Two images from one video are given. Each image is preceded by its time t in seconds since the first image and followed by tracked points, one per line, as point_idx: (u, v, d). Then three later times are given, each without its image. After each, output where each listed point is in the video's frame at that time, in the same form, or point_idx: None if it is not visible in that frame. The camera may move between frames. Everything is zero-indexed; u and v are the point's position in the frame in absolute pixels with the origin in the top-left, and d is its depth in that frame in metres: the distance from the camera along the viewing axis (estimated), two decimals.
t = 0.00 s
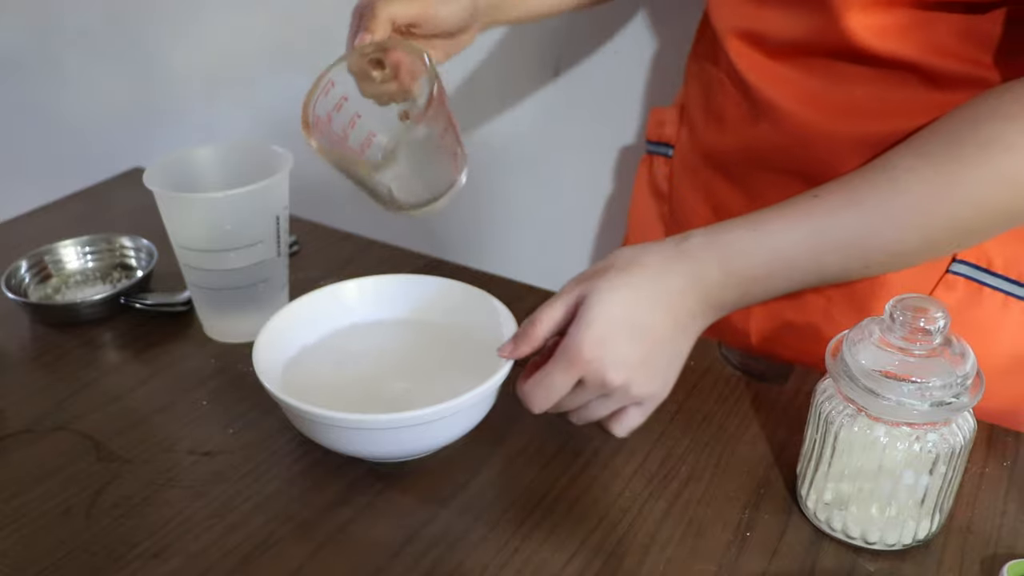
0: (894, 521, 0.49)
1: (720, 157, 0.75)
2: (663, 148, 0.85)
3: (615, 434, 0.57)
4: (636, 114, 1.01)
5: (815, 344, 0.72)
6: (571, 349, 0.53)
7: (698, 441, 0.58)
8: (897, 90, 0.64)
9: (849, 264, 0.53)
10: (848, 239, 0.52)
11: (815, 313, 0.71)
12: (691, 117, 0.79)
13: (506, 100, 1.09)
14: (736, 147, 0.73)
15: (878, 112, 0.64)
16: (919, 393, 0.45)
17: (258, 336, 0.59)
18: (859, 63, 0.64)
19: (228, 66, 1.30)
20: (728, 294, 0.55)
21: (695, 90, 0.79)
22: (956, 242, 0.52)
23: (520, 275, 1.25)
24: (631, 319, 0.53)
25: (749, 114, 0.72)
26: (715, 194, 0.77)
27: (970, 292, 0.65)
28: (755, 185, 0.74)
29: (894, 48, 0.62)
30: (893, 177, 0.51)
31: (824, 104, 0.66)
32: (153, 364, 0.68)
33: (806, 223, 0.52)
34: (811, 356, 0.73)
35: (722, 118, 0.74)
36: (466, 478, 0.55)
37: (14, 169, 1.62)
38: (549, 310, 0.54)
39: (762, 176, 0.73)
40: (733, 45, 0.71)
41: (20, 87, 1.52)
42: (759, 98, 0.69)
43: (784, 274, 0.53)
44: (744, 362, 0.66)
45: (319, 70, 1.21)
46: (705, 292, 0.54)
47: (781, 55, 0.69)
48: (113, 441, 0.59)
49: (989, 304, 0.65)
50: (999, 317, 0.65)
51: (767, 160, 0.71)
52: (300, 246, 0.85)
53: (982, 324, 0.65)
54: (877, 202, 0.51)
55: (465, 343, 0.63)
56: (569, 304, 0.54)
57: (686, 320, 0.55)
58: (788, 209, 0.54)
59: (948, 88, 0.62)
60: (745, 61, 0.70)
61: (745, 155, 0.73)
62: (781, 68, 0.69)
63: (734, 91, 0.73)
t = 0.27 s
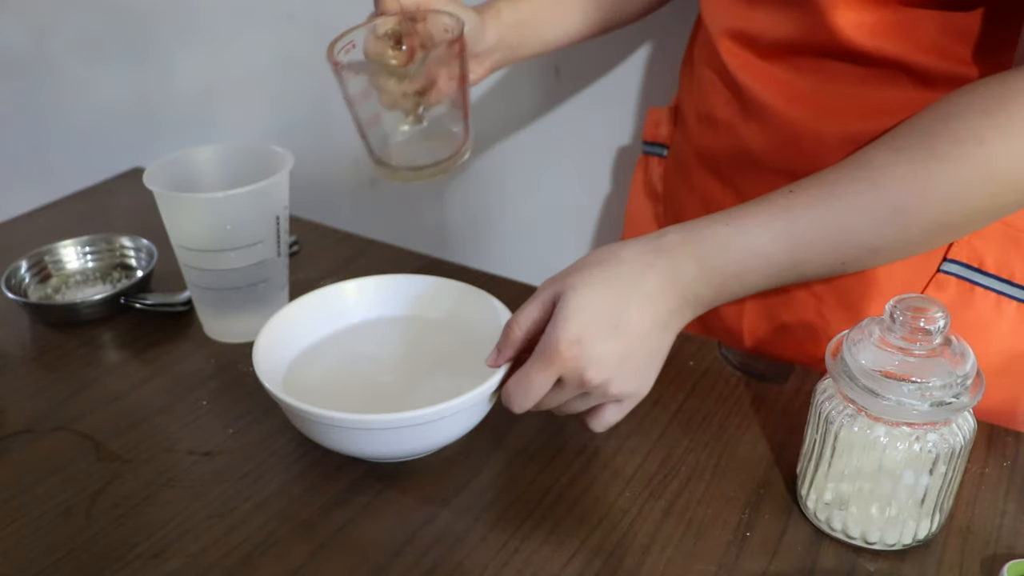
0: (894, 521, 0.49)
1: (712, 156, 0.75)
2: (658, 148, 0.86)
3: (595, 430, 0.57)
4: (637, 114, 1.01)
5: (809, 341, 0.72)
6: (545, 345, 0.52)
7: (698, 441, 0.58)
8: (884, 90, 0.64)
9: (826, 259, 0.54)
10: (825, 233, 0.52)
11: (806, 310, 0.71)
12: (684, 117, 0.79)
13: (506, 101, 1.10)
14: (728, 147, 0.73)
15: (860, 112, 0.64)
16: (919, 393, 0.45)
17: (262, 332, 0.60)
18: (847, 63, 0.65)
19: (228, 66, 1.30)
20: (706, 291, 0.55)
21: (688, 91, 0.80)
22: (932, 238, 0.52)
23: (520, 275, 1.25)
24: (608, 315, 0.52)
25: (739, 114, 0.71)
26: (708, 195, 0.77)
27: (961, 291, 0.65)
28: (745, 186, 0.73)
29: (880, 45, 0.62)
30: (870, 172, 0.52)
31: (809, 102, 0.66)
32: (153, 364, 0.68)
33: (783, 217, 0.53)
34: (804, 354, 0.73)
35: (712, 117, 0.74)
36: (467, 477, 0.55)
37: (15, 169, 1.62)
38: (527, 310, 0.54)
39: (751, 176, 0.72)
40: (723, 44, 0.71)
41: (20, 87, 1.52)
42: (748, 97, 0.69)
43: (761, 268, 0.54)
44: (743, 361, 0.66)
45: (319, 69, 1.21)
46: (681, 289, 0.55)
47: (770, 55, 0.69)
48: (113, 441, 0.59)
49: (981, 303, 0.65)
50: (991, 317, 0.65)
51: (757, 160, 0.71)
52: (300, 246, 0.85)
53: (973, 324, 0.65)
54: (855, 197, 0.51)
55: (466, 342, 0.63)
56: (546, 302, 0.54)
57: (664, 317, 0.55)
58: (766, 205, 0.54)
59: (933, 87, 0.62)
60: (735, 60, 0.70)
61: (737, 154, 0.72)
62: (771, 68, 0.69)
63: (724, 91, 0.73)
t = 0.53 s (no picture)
0: (894, 521, 0.49)
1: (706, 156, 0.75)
2: (652, 149, 0.86)
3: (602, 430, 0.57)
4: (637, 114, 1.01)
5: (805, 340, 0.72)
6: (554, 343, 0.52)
7: (698, 441, 0.58)
8: (876, 89, 0.64)
9: (830, 257, 0.54)
10: (830, 232, 0.52)
11: (802, 310, 0.71)
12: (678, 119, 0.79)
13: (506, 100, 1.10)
14: (722, 147, 0.73)
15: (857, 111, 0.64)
16: (919, 393, 0.45)
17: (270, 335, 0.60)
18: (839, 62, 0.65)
19: (228, 66, 1.30)
20: (712, 289, 0.55)
21: (681, 89, 0.79)
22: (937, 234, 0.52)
23: (520, 275, 1.25)
24: (616, 315, 0.53)
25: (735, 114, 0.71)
26: (702, 196, 0.77)
27: (955, 291, 0.65)
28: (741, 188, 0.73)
29: (872, 43, 0.62)
30: (876, 170, 0.51)
31: (803, 102, 0.66)
32: (153, 364, 0.68)
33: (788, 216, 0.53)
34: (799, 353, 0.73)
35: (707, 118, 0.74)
36: (467, 477, 0.55)
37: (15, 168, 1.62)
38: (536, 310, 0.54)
39: (744, 177, 0.72)
40: (717, 45, 0.71)
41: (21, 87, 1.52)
42: (743, 98, 0.69)
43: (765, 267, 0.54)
44: (743, 361, 0.66)
45: (319, 69, 1.21)
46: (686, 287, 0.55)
47: (765, 55, 0.69)
48: (113, 441, 0.59)
49: (976, 304, 0.65)
50: (988, 316, 0.65)
51: (751, 160, 0.71)
52: (300, 246, 0.85)
53: (970, 323, 0.65)
54: (860, 196, 0.51)
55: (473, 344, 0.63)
56: (555, 303, 0.54)
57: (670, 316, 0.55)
58: (770, 204, 0.54)
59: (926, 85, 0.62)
60: (729, 61, 0.71)
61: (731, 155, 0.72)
62: (765, 69, 0.69)
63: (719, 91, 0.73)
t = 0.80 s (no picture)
0: (894, 521, 0.49)
1: (706, 160, 0.75)
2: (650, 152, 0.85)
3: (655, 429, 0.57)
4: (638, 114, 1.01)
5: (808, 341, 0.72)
6: (612, 345, 0.51)
7: (698, 441, 0.58)
8: (880, 90, 0.64)
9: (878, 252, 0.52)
10: (880, 226, 0.50)
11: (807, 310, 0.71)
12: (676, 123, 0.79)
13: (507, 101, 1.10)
14: (722, 150, 0.73)
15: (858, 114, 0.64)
16: (919, 393, 0.45)
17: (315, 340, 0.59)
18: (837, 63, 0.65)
19: (228, 66, 1.30)
20: (762, 286, 0.53)
21: (679, 94, 0.79)
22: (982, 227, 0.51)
23: (520, 274, 1.25)
24: (671, 317, 0.51)
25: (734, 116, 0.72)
26: (703, 200, 0.77)
27: (960, 288, 0.65)
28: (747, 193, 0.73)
29: (874, 45, 0.62)
30: (919, 162, 0.50)
31: (806, 104, 0.66)
32: (153, 364, 0.68)
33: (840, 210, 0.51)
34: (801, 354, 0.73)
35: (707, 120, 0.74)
36: (467, 477, 0.55)
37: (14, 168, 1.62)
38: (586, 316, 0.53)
39: (746, 179, 0.72)
40: (714, 47, 0.72)
41: (21, 87, 1.52)
42: (744, 100, 0.69)
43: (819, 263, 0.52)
44: (743, 361, 0.66)
45: (319, 69, 1.21)
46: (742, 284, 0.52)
47: (764, 58, 0.69)
48: (113, 441, 0.59)
49: (980, 301, 0.64)
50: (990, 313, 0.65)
51: (753, 162, 0.71)
52: (300, 246, 0.85)
53: (970, 323, 0.65)
54: (906, 188, 0.50)
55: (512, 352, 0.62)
56: (605, 306, 0.53)
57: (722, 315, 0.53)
58: (817, 198, 0.52)
59: (930, 86, 0.62)
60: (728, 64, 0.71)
61: (733, 158, 0.72)
62: (765, 71, 0.69)
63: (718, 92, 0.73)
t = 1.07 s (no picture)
0: (893, 521, 0.49)
1: (717, 172, 0.75)
2: (655, 163, 0.85)
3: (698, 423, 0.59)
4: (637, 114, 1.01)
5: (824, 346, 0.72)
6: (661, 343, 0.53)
7: (698, 441, 0.58)
8: (893, 93, 0.64)
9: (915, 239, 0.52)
10: (917, 215, 0.51)
11: (825, 316, 0.71)
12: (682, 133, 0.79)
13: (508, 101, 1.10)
14: (733, 161, 0.73)
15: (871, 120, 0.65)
16: (919, 393, 0.45)
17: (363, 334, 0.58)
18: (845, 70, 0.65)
19: (229, 66, 1.30)
20: (802, 276, 0.54)
21: (684, 104, 0.79)
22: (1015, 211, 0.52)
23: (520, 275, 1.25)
24: (714, 313, 0.53)
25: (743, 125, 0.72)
26: (714, 210, 0.77)
27: (976, 285, 0.65)
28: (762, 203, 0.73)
29: (884, 52, 0.62)
30: (954, 151, 0.51)
31: (820, 111, 0.66)
32: (153, 364, 0.68)
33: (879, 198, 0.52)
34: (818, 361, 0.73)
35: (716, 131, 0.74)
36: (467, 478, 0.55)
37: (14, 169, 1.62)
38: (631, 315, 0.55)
39: (759, 189, 0.73)
40: (717, 57, 0.71)
41: (20, 88, 1.52)
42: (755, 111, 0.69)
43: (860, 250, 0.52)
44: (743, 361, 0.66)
45: (319, 69, 1.21)
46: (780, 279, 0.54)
47: (774, 66, 0.69)
48: (113, 441, 0.59)
49: (996, 297, 0.65)
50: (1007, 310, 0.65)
51: (766, 171, 0.71)
52: (300, 246, 0.85)
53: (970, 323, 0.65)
54: (942, 175, 0.51)
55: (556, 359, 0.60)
56: (649, 304, 0.55)
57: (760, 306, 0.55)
58: (855, 189, 0.53)
59: (942, 87, 0.62)
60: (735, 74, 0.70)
61: (746, 168, 0.72)
62: (775, 80, 0.69)
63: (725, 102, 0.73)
